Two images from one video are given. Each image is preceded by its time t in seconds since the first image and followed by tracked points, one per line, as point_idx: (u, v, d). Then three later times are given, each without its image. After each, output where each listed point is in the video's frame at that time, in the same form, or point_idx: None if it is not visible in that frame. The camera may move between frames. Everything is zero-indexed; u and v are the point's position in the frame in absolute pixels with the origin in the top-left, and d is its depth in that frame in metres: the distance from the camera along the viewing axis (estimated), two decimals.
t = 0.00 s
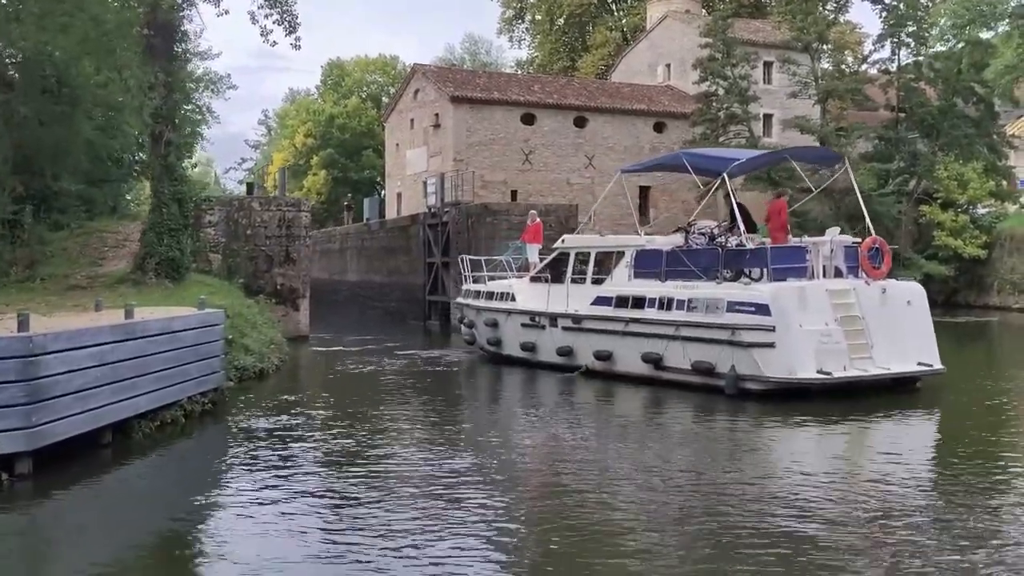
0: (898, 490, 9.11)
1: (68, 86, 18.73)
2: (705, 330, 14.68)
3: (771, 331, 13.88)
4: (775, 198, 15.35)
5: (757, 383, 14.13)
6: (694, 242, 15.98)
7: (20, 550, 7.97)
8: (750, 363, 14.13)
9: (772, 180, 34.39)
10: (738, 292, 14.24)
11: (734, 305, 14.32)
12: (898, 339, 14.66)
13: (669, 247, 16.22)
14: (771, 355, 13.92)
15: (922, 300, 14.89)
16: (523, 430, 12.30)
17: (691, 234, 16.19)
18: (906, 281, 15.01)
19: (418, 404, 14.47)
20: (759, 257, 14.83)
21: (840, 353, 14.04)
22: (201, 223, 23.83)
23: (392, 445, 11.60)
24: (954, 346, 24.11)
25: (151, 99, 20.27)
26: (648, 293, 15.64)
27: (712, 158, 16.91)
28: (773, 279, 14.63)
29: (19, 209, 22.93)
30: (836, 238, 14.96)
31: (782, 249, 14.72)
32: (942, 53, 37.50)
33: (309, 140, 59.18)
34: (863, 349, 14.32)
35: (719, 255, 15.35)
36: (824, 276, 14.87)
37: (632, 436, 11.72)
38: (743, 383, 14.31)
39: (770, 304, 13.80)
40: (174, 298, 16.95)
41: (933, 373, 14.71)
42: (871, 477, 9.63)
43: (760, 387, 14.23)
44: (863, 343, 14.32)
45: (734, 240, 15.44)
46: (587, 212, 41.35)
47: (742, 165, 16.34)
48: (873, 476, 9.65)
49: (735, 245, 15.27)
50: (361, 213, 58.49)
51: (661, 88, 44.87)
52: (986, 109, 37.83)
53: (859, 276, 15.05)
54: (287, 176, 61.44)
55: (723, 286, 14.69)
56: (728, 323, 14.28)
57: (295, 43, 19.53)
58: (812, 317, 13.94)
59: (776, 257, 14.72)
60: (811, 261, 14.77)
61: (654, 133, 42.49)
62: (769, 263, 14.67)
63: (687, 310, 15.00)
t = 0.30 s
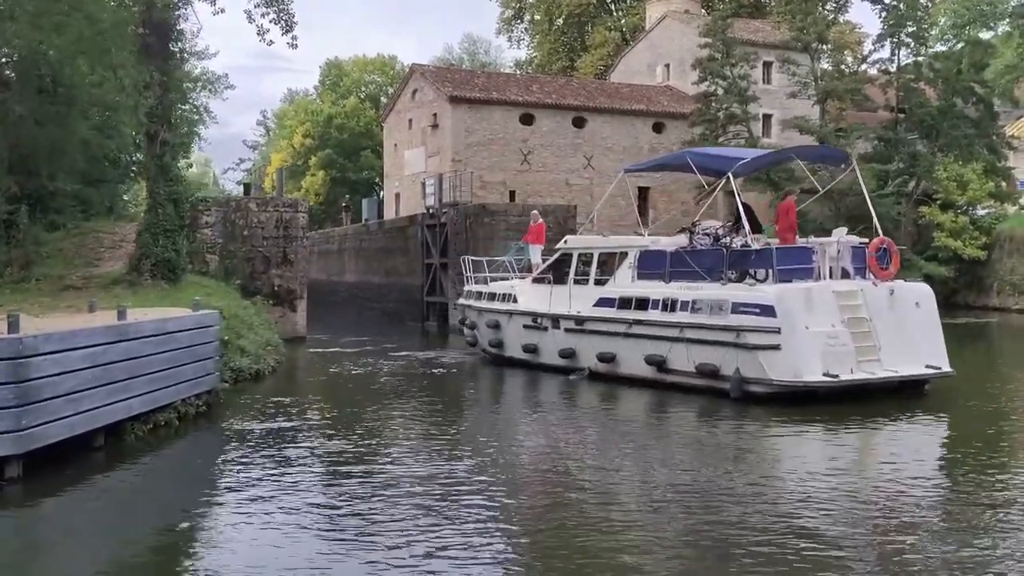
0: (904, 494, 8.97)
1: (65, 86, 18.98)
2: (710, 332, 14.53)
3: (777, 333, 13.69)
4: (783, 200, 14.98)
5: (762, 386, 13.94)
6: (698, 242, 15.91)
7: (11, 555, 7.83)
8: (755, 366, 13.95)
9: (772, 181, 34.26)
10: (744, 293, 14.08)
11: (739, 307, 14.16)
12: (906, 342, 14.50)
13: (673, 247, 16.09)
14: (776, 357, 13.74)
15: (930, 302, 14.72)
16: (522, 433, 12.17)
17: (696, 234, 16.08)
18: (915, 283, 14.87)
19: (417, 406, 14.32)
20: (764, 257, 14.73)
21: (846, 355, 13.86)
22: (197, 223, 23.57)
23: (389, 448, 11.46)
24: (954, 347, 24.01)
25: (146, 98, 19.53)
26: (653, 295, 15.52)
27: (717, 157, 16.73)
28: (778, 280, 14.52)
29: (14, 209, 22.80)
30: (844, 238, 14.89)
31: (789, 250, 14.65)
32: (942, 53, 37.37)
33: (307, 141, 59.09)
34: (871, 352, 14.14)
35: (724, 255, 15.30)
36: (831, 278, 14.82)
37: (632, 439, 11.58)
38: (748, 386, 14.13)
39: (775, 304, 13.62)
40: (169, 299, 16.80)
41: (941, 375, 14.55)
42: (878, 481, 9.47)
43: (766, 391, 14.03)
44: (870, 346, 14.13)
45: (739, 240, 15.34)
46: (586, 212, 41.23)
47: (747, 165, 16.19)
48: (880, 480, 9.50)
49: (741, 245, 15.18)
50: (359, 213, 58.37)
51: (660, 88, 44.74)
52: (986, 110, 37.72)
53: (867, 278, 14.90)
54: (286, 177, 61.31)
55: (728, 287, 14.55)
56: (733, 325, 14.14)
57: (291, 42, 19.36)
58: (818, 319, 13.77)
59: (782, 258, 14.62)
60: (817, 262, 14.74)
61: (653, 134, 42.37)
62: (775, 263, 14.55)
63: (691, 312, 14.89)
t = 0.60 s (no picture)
0: (911, 497, 8.85)
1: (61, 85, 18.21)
2: (716, 334, 14.36)
3: (784, 335, 13.53)
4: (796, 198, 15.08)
5: (769, 388, 13.79)
6: (702, 242, 15.62)
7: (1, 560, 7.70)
8: (761, 368, 13.79)
9: (771, 181, 34.15)
10: (751, 294, 13.90)
11: (745, 308, 13.98)
12: (915, 343, 14.34)
13: (677, 247, 15.89)
14: (783, 359, 13.57)
15: (940, 302, 14.61)
16: (523, 435, 12.03)
17: (701, 234, 15.92)
18: (924, 283, 14.72)
19: (417, 408, 14.18)
20: (771, 257, 14.55)
21: (856, 357, 13.69)
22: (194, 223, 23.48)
23: (385, 450, 11.34)
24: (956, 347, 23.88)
25: (143, 96, 19.91)
26: (657, 295, 15.35)
27: (722, 155, 16.57)
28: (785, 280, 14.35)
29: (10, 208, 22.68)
30: (852, 237, 14.82)
31: (796, 250, 14.50)
32: (942, 53, 37.27)
33: (304, 141, 59.37)
34: (880, 353, 13.96)
35: (729, 255, 15.02)
36: (838, 277, 14.71)
37: (633, 442, 11.45)
38: (754, 388, 13.98)
39: (783, 305, 13.45)
40: (165, 299, 16.67)
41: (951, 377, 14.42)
42: (885, 484, 9.34)
43: (772, 393, 13.88)
44: (880, 347, 13.98)
45: (744, 240, 15.11)
46: (585, 212, 41.13)
47: (753, 163, 16.01)
48: (887, 483, 9.36)
49: (747, 244, 14.96)
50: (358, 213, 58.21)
51: (660, 87, 44.61)
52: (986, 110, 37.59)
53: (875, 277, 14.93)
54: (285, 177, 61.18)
55: (734, 287, 14.36)
56: (739, 326, 13.96)
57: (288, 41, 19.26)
58: (826, 320, 13.56)
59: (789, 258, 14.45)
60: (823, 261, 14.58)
61: (652, 134, 42.25)
62: (783, 263, 14.46)
63: (697, 312, 14.70)
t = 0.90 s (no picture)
0: (917, 502, 8.72)
1: (58, 83, 17.98)
2: (721, 335, 14.18)
3: (791, 336, 13.34)
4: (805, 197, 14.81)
5: (776, 391, 13.61)
6: (708, 241, 15.41)
7: None
8: (767, 369, 13.62)
9: (771, 181, 34.05)
10: (757, 295, 13.69)
11: (752, 309, 13.78)
12: (924, 344, 14.27)
13: (681, 247, 15.66)
14: (790, 361, 13.40)
15: (949, 303, 14.58)
16: (522, 437, 11.91)
17: (706, 233, 15.69)
18: (933, 284, 14.71)
19: (416, 410, 14.04)
20: (778, 257, 14.26)
21: (863, 358, 13.56)
22: (191, 223, 23.37)
23: (384, 452, 11.22)
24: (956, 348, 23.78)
25: (139, 95, 19.90)
26: (661, 295, 15.21)
27: (729, 153, 16.41)
28: (792, 280, 14.10)
29: (6, 207, 22.53)
30: (860, 237, 14.73)
31: (803, 249, 14.32)
32: (942, 52, 37.17)
33: (304, 140, 59.08)
34: (889, 354, 13.87)
35: (735, 255, 14.79)
36: (846, 277, 14.76)
37: (633, 445, 11.32)
38: (760, 391, 13.80)
39: (789, 306, 13.27)
40: (161, 299, 16.56)
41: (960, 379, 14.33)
42: (892, 488, 9.21)
43: (778, 395, 13.70)
44: (889, 348, 13.87)
45: (751, 240, 14.83)
46: (585, 212, 41.02)
47: (759, 160, 15.84)
48: (894, 487, 9.23)
49: (753, 244, 14.66)
50: (356, 213, 58.12)
51: (660, 87, 44.48)
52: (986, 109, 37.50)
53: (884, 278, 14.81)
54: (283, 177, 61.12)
55: (740, 288, 14.13)
56: (745, 327, 13.78)
57: (286, 40, 19.16)
58: (834, 321, 13.45)
59: (796, 258, 14.20)
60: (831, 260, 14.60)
61: (652, 133, 42.15)
62: (789, 263, 14.14)
63: (701, 313, 14.50)
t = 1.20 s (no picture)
0: (926, 506, 8.59)
1: (54, 83, 17.91)
2: (727, 337, 14.04)
3: (799, 338, 13.18)
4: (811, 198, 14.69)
5: (783, 394, 13.47)
6: (713, 242, 15.25)
7: None
8: (774, 372, 13.47)
9: (771, 181, 33.96)
10: (764, 296, 13.56)
11: (758, 310, 13.65)
12: (935, 346, 14.04)
13: (686, 247, 15.49)
14: (797, 363, 13.25)
15: (960, 304, 14.32)
16: (524, 441, 11.76)
17: (711, 233, 15.55)
18: (944, 285, 14.46)
19: (417, 412, 13.90)
20: (784, 257, 14.17)
21: (872, 361, 13.38)
22: (188, 223, 23.25)
23: (382, 455, 11.09)
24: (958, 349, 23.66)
25: (135, 94, 19.77)
26: (666, 297, 15.06)
27: (736, 151, 16.32)
28: (799, 280, 14.01)
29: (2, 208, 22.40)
30: (869, 237, 14.64)
31: (809, 250, 14.19)
32: (942, 52, 37.02)
33: (304, 140, 59.06)
34: (898, 357, 13.69)
35: (741, 255, 14.66)
36: (855, 278, 14.58)
37: (636, 449, 11.18)
38: (767, 394, 13.67)
39: (796, 308, 13.12)
40: (158, 300, 16.47)
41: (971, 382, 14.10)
42: (901, 493, 9.06)
43: (786, 399, 13.57)
44: (898, 351, 13.69)
45: (757, 240, 14.73)
46: (584, 212, 40.92)
47: (765, 160, 15.72)
48: (903, 491, 9.08)
49: (759, 244, 14.56)
50: (356, 213, 58.02)
51: (660, 88, 44.35)
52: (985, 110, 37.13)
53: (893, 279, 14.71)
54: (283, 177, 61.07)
55: (747, 289, 14.00)
56: (752, 329, 13.64)
57: (283, 39, 19.06)
58: (841, 323, 13.29)
59: (803, 259, 14.11)
60: (839, 261, 14.47)
61: (651, 134, 42.02)
62: (796, 264, 14.04)
63: (707, 315, 14.36)
